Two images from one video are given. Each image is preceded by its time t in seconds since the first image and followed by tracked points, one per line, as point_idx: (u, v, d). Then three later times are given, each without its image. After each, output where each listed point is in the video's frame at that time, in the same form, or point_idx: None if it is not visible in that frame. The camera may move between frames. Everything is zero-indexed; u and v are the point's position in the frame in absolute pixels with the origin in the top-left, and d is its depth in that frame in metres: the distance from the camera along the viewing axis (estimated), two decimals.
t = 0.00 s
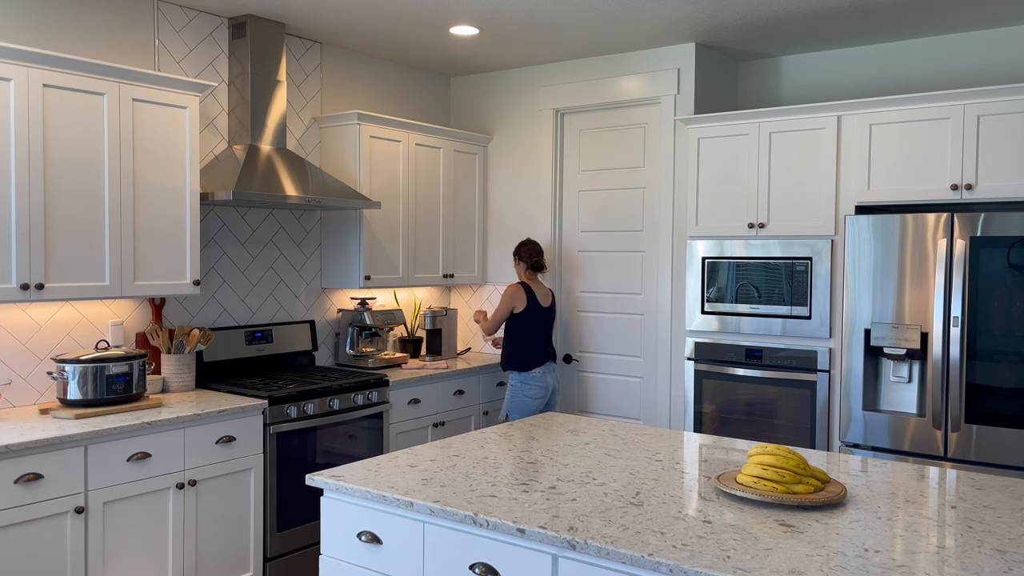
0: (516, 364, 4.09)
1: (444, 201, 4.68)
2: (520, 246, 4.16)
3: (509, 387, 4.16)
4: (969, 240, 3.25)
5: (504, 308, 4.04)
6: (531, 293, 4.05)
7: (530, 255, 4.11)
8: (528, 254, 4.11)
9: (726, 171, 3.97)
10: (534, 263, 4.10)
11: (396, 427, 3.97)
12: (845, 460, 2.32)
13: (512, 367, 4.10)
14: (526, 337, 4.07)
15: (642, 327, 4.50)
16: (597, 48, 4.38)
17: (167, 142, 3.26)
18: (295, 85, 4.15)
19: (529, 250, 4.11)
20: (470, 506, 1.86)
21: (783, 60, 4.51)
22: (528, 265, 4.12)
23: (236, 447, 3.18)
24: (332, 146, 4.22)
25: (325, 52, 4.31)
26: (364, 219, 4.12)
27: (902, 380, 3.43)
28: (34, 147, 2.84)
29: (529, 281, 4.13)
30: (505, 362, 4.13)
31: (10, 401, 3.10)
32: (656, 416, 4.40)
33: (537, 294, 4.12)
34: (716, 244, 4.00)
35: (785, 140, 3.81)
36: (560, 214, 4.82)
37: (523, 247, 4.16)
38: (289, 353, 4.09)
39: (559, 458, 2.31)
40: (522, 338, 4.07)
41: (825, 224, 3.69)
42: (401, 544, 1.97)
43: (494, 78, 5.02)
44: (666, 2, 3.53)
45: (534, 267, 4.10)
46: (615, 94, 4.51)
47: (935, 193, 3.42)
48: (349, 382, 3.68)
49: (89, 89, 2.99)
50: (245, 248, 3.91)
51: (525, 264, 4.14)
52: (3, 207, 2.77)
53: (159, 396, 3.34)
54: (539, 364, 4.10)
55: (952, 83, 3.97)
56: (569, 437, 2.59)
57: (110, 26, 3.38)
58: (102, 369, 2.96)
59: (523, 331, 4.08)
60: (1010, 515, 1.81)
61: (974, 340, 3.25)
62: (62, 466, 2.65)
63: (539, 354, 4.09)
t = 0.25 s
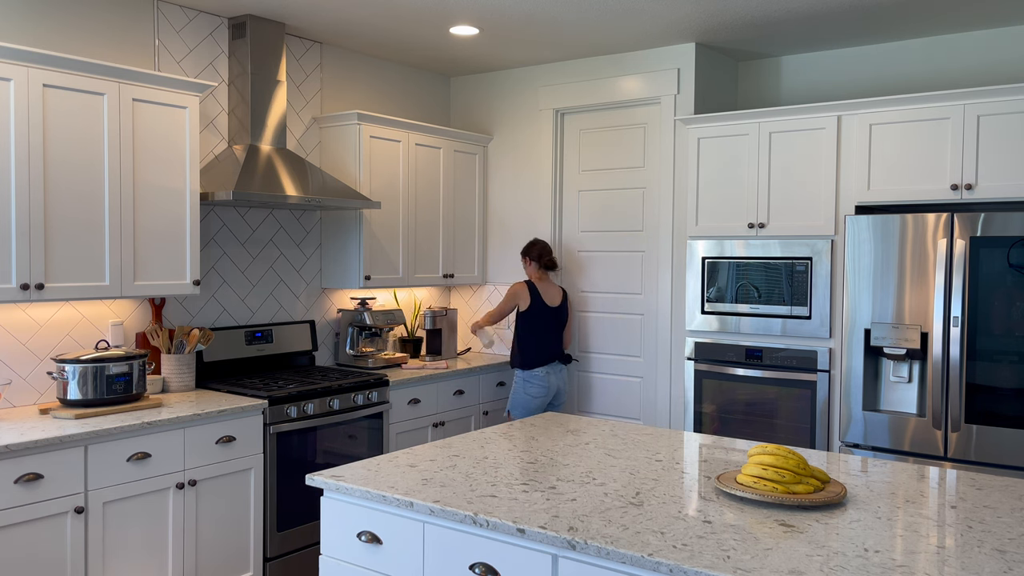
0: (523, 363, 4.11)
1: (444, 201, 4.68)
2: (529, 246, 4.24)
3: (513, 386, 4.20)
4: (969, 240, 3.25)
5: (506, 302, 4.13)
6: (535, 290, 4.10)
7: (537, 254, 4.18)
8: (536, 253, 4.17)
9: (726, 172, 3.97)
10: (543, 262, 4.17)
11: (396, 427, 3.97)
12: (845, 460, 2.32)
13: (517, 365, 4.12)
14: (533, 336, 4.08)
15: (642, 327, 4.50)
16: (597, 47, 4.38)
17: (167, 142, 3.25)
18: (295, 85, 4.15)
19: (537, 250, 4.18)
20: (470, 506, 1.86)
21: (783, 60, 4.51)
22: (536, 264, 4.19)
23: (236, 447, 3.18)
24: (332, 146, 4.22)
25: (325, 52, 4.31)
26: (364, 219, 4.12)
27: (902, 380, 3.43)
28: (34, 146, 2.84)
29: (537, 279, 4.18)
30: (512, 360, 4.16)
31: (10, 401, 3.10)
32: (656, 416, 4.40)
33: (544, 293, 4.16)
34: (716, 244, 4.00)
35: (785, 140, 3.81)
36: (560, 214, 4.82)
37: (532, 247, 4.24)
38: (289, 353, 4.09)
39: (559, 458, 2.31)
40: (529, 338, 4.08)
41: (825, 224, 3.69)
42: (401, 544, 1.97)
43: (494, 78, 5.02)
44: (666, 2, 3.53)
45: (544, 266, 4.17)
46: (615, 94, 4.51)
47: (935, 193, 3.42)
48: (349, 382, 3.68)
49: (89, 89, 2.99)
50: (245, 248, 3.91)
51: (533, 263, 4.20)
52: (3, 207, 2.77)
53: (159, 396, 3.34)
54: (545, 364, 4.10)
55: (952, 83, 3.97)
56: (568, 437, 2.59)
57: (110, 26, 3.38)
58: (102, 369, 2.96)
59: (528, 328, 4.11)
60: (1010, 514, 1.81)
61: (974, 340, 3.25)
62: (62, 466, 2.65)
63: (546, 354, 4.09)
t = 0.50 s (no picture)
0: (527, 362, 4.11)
1: (444, 201, 4.68)
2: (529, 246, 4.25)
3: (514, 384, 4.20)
4: (969, 240, 3.25)
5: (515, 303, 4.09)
6: (545, 290, 4.09)
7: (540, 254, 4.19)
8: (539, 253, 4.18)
9: (726, 171, 3.97)
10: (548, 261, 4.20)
11: (396, 427, 3.97)
12: (845, 460, 2.32)
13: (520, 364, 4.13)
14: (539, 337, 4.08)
15: (642, 326, 4.50)
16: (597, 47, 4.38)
17: (167, 142, 3.25)
18: (295, 85, 4.15)
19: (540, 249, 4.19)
20: (470, 506, 1.86)
21: (783, 60, 4.51)
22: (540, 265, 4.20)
23: (236, 447, 3.18)
24: (332, 146, 4.22)
25: (325, 52, 4.31)
26: (364, 219, 4.12)
27: (902, 380, 3.43)
28: (34, 146, 2.84)
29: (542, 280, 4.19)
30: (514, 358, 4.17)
31: (10, 401, 3.10)
32: (656, 416, 4.40)
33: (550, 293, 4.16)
34: (716, 244, 3.99)
35: (785, 140, 3.81)
36: (560, 214, 4.82)
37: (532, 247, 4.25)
38: (289, 353, 4.09)
39: (559, 458, 2.31)
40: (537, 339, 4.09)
41: (825, 224, 3.69)
42: (401, 544, 1.97)
43: (494, 78, 5.02)
44: (665, 2, 3.52)
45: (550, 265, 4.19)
46: (615, 94, 4.51)
47: (935, 193, 3.42)
48: (349, 382, 3.68)
49: (89, 89, 2.99)
50: (245, 248, 3.91)
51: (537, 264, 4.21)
52: (3, 207, 2.77)
53: (159, 396, 3.34)
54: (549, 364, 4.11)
55: (952, 83, 3.97)
56: (568, 437, 2.59)
57: (110, 26, 3.38)
58: (102, 369, 2.96)
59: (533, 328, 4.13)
60: (1010, 514, 1.81)
61: (974, 340, 3.25)
62: (62, 466, 2.65)
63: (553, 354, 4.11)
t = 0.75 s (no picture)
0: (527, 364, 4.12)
1: (444, 201, 4.68)
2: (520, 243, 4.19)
3: (514, 384, 4.17)
4: (968, 240, 3.25)
5: (526, 309, 4.03)
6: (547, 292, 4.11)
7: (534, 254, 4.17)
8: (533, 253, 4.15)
9: (725, 171, 3.97)
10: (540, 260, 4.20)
11: (396, 427, 3.97)
12: (845, 460, 2.31)
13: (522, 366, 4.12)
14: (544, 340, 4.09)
15: (642, 326, 4.50)
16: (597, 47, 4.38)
17: (167, 142, 3.26)
18: (295, 85, 4.15)
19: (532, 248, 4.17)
20: (470, 506, 1.86)
21: (783, 60, 4.51)
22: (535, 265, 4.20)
23: (236, 447, 3.18)
24: (332, 146, 4.22)
25: (325, 52, 4.31)
26: (364, 219, 4.12)
27: (902, 380, 3.43)
28: (34, 146, 2.84)
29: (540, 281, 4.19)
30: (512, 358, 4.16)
31: (10, 401, 3.10)
32: (656, 416, 4.40)
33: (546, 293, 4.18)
34: (716, 244, 3.99)
35: (785, 140, 3.81)
36: (560, 214, 4.82)
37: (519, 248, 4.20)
38: (289, 353, 4.09)
39: (559, 458, 2.31)
40: (543, 342, 4.11)
41: (825, 224, 3.69)
42: (401, 544, 1.97)
43: (494, 78, 5.02)
44: (665, 2, 3.53)
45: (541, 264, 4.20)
46: (615, 94, 4.51)
47: (935, 193, 3.42)
48: (349, 382, 3.68)
49: (89, 89, 2.99)
50: (245, 248, 3.91)
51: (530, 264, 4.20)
52: (3, 207, 2.77)
53: (159, 396, 3.34)
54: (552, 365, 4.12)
55: (952, 83, 3.97)
56: (568, 437, 2.59)
57: (110, 26, 3.38)
58: (102, 369, 2.96)
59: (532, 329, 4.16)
60: (1010, 514, 1.81)
61: (974, 340, 3.25)
62: (62, 466, 2.65)
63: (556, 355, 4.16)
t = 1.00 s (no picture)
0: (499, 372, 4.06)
1: (444, 201, 4.68)
2: (470, 247, 4.08)
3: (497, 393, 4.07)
4: (969, 240, 3.25)
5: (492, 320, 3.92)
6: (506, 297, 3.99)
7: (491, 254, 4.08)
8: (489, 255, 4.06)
9: (725, 171, 3.97)
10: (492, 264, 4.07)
11: (396, 427, 3.97)
12: (845, 460, 2.32)
13: (502, 375, 4.01)
14: (520, 342, 4.02)
15: (641, 326, 4.50)
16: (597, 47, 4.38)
17: (167, 142, 3.25)
18: (295, 85, 4.15)
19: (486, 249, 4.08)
20: (470, 506, 1.86)
21: (783, 60, 4.51)
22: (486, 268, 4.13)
23: (236, 447, 3.18)
24: (332, 146, 4.22)
25: (325, 52, 4.31)
26: (364, 219, 4.12)
27: (902, 380, 3.43)
28: (34, 145, 2.84)
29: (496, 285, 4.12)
30: (487, 366, 4.04)
31: (10, 401, 3.10)
32: (656, 416, 4.40)
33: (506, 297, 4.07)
34: (716, 244, 3.99)
35: (785, 140, 3.81)
36: (560, 214, 4.82)
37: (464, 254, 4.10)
38: (289, 353, 4.09)
39: (559, 458, 2.31)
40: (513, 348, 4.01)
41: (825, 224, 3.69)
42: (401, 544, 1.97)
43: (494, 78, 5.02)
44: (665, 2, 3.52)
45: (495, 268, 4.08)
46: (615, 94, 4.51)
47: (935, 193, 3.42)
48: (349, 382, 3.68)
49: (89, 89, 2.99)
50: (245, 248, 3.91)
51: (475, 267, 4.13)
52: (3, 207, 2.77)
53: (159, 396, 3.34)
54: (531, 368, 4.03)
55: (952, 83, 3.97)
56: (569, 437, 2.59)
57: (110, 26, 3.38)
58: (102, 369, 2.96)
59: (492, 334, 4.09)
60: (1010, 514, 1.81)
61: (974, 340, 3.25)
62: (62, 466, 2.65)
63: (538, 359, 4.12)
